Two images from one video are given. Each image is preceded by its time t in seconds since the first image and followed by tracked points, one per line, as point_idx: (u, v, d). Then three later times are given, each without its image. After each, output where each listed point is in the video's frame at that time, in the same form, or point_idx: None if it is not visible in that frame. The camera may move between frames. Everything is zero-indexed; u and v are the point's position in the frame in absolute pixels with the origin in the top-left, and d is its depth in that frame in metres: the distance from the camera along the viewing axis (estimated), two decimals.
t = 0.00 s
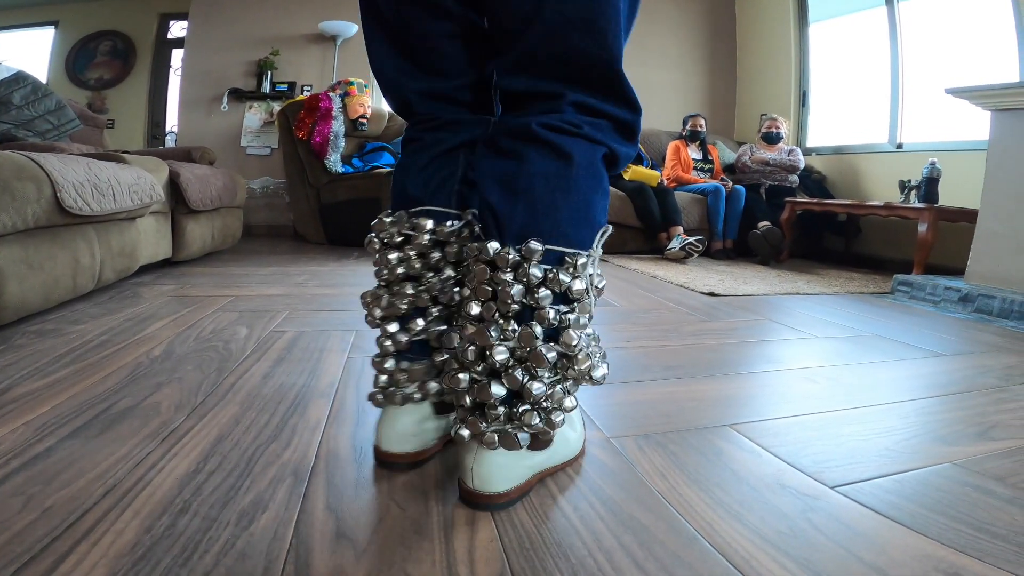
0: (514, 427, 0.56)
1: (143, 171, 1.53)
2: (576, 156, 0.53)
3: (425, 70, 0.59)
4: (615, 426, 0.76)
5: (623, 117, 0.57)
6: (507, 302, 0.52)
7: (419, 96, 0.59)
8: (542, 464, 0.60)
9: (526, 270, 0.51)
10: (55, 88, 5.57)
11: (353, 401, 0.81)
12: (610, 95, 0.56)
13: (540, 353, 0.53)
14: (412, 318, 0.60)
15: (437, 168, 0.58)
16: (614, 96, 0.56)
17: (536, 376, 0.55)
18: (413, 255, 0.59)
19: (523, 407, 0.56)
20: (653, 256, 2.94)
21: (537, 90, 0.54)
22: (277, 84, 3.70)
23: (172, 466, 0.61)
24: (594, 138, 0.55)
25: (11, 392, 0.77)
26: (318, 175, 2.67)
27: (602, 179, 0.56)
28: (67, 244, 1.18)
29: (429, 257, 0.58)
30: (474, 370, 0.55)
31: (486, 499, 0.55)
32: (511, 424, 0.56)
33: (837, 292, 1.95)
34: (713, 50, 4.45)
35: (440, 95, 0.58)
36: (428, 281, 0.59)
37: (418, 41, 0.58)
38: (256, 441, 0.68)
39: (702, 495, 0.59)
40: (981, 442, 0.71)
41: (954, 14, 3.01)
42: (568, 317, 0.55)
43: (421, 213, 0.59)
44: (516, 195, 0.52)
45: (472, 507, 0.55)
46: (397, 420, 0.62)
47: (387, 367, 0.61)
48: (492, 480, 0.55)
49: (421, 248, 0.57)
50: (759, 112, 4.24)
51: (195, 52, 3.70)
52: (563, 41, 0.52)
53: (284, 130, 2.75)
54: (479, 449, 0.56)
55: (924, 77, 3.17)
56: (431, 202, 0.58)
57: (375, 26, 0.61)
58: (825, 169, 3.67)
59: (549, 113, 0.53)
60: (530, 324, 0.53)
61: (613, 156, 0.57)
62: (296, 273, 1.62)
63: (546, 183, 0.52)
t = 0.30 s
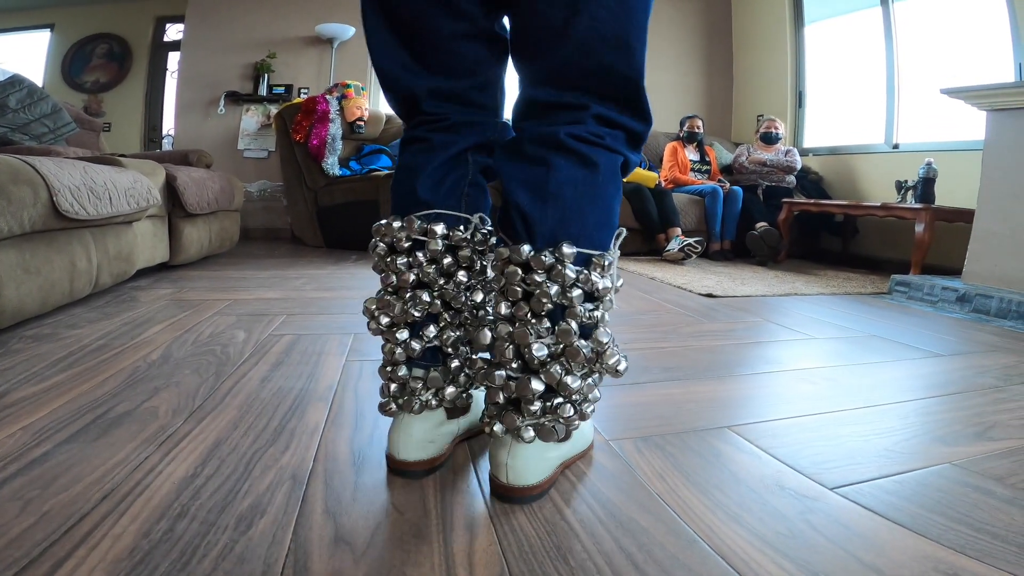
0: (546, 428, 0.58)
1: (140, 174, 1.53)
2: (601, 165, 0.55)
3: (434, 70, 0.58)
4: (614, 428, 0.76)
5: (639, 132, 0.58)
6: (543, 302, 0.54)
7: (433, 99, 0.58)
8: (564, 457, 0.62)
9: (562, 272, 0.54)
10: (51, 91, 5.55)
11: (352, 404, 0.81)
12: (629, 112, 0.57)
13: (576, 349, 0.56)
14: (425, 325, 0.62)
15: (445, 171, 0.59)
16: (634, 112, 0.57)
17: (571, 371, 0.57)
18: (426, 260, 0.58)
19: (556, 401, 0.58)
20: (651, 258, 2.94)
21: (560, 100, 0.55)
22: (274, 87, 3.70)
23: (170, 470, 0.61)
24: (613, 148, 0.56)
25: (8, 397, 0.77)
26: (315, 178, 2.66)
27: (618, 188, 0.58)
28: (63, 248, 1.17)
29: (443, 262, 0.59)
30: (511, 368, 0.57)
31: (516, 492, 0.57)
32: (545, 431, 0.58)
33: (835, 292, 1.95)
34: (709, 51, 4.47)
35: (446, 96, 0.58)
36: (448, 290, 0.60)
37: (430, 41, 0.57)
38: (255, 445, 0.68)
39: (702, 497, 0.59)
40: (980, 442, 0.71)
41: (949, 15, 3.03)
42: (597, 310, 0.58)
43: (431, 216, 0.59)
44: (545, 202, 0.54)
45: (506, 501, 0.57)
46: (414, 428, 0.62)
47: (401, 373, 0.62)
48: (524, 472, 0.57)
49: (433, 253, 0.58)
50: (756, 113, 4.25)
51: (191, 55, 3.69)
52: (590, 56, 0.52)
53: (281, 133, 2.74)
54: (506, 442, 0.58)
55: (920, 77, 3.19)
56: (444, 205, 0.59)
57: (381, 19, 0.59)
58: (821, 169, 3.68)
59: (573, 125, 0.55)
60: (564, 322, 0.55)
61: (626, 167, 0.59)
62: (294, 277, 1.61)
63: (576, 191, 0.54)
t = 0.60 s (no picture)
0: (586, 417, 0.62)
1: (140, 180, 1.53)
2: (624, 173, 0.58)
3: (450, 69, 0.58)
4: (618, 431, 0.76)
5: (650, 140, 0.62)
6: (580, 300, 0.57)
7: (444, 98, 0.58)
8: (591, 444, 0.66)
9: (595, 272, 0.57)
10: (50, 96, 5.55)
11: (354, 409, 0.81)
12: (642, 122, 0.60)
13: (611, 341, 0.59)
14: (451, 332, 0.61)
15: (465, 175, 0.59)
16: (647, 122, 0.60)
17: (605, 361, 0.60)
18: (449, 267, 0.59)
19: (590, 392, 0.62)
20: (652, 259, 2.94)
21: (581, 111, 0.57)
22: (273, 92, 3.70)
23: (174, 476, 0.61)
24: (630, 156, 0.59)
25: (11, 404, 0.77)
26: (316, 183, 2.67)
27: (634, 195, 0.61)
28: (64, 254, 1.17)
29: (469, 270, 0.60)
30: (551, 364, 0.59)
31: (549, 478, 0.60)
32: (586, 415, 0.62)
33: (836, 293, 1.96)
34: (707, 52, 4.48)
35: (453, 96, 0.58)
36: (476, 298, 0.60)
37: (446, 39, 0.56)
38: (257, 451, 0.68)
39: (705, 500, 0.59)
40: (984, 443, 0.71)
41: (947, 14, 3.03)
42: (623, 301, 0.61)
43: (453, 224, 0.59)
44: (577, 207, 0.57)
45: (543, 488, 0.60)
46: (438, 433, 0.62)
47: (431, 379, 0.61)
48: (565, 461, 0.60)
49: (458, 261, 0.59)
50: (755, 113, 4.25)
51: (190, 60, 3.69)
52: (609, 70, 0.55)
53: (281, 137, 2.74)
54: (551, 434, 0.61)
55: (918, 77, 3.19)
56: (465, 210, 0.59)
57: (391, 6, 0.57)
58: (820, 170, 3.69)
59: (595, 134, 0.57)
60: (599, 319, 0.59)
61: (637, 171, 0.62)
62: (295, 281, 1.61)
63: (603, 197, 0.57)
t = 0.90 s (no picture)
0: (579, 403, 0.64)
1: (134, 190, 1.52)
2: (613, 177, 0.60)
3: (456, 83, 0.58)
4: (619, 431, 0.75)
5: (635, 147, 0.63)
6: (571, 295, 0.59)
7: (454, 111, 0.58)
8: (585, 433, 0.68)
9: (586, 269, 0.59)
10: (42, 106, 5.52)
11: (354, 416, 0.80)
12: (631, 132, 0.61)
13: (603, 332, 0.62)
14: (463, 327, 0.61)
15: (475, 176, 0.59)
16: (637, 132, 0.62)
17: (596, 352, 0.63)
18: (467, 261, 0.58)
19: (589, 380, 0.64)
20: (650, 257, 2.94)
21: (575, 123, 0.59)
22: (265, 97, 3.69)
23: (175, 486, 0.60)
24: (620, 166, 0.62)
25: (11, 417, 0.76)
26: (311, 188, 2.66)
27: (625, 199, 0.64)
28: (60, 265, 1.17)
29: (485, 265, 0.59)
30: (545, 354, 0.62)
31: (548, 467, 0.63)
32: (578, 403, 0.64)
33: (836, 286, 1.96)
34: (699, 48, 4.48)
35: (461, 109, 0.58)
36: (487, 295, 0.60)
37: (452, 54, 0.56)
38: (259, 459, 0.67)
39: (709, 499, 0.58)
40: (989, 436, 0.71)
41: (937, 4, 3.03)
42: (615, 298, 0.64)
43: (467, 221, 0.58)
44: (569, 209, 0.59)
45: (540, 474, 0.63)
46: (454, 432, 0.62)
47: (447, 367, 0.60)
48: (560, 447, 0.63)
49: (475, 254, 0.58)
50: (748, 108, 4.26)
51: (181, 67, 3.68)
52: (604, 88, 0.57)
53: (275, 144, 2.73)
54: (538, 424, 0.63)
55: (909, 68, 3.20)
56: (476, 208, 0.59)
57: (398, 22, 0.57)
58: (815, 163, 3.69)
59: (585, 142, 0.59)
60: (589, 313, 0.61)
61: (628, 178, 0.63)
62: (294, 288, 1.60)
63: (595, 201, 0.59)
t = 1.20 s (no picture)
0: (580, 399, 0.64)
1: (136, 200, 1.51)
2: (606, 174, 0.60)
3: (463, 98, 0.68)
4: (625, 435, 0.75)
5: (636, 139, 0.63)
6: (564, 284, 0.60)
7: (460, 125, 0.69)
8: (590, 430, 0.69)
9: (581, 260, 0.60)
10: (42, 115, 5.53)
11: (359, 423, 0.80)
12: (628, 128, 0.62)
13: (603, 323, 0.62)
14: (454, 319, 0.75)
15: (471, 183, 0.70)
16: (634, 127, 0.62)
17: (597, 345, 0.63)
18: (450, 266, 0.72)
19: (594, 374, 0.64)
20: (652, 259, 2.94)
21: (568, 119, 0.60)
22: (264, 104, 3.69)
23: (183, 495, 0.60)
24: (616, 162, 0.62)
25: (18, 427, 0.76)
26: (313, 195, 2.67)
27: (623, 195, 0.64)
28: (63, 276, 1.17)
29: (466, 267, 0.71)
30: (545, 347, 0.62)
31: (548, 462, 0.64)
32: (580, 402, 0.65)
33: (839, 285, 1.95)
34: (696, 48, 4.48)
35: (464, 121, 0.69)
36: (467, 291, 0.72)
37: (456, 73, 0.66)
38: (265, 467, 0.67)
39: (717, 502, 0.58)
40: (998, 435, 0.70)
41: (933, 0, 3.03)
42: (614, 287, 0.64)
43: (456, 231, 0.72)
44: (564, 204, 0.60)
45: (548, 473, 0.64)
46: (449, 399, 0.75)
47: (438, 357, 0.74)
48: (566, 442, 0.63)
49: (456, 261, 0.71)
50: (747, 108, 4.26)
51: (180, 75, 3.68)
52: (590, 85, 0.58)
53: (275, 151, 2.74)
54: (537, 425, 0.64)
55: (907, 65, 3.19)
56: (465, 220, 0.71)
57: (411, 61, 0.68)
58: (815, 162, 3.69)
59: (581, 138, 0.60)
60: (584, 306, 0.62)
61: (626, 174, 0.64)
62: (297, 296, 1.61)
63: (589, 197, 0.60)
